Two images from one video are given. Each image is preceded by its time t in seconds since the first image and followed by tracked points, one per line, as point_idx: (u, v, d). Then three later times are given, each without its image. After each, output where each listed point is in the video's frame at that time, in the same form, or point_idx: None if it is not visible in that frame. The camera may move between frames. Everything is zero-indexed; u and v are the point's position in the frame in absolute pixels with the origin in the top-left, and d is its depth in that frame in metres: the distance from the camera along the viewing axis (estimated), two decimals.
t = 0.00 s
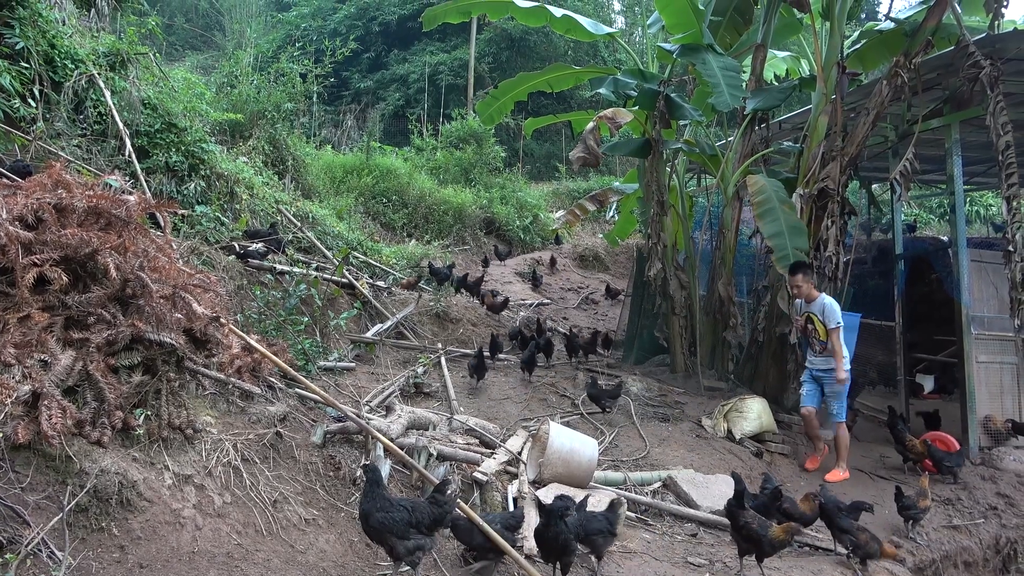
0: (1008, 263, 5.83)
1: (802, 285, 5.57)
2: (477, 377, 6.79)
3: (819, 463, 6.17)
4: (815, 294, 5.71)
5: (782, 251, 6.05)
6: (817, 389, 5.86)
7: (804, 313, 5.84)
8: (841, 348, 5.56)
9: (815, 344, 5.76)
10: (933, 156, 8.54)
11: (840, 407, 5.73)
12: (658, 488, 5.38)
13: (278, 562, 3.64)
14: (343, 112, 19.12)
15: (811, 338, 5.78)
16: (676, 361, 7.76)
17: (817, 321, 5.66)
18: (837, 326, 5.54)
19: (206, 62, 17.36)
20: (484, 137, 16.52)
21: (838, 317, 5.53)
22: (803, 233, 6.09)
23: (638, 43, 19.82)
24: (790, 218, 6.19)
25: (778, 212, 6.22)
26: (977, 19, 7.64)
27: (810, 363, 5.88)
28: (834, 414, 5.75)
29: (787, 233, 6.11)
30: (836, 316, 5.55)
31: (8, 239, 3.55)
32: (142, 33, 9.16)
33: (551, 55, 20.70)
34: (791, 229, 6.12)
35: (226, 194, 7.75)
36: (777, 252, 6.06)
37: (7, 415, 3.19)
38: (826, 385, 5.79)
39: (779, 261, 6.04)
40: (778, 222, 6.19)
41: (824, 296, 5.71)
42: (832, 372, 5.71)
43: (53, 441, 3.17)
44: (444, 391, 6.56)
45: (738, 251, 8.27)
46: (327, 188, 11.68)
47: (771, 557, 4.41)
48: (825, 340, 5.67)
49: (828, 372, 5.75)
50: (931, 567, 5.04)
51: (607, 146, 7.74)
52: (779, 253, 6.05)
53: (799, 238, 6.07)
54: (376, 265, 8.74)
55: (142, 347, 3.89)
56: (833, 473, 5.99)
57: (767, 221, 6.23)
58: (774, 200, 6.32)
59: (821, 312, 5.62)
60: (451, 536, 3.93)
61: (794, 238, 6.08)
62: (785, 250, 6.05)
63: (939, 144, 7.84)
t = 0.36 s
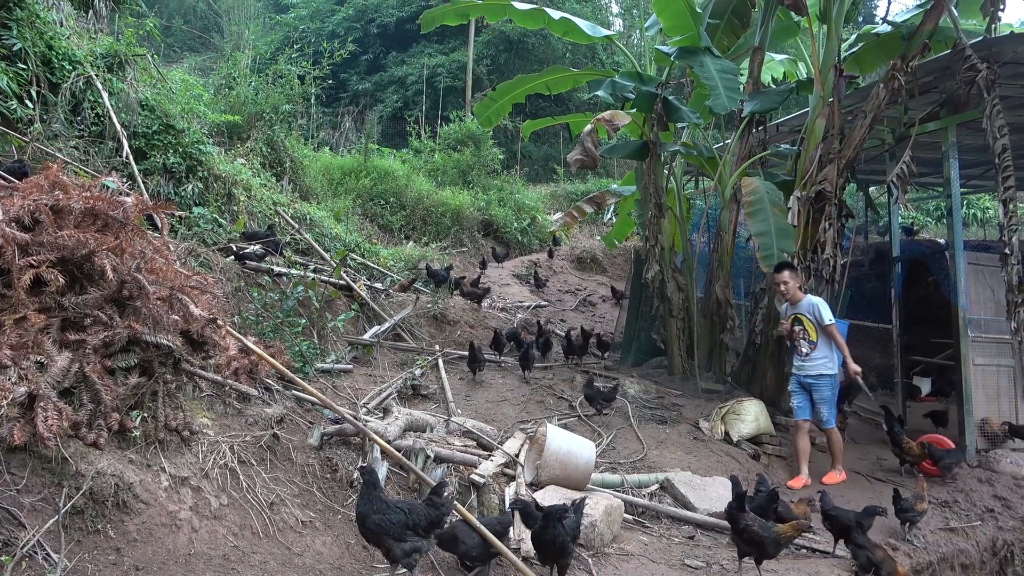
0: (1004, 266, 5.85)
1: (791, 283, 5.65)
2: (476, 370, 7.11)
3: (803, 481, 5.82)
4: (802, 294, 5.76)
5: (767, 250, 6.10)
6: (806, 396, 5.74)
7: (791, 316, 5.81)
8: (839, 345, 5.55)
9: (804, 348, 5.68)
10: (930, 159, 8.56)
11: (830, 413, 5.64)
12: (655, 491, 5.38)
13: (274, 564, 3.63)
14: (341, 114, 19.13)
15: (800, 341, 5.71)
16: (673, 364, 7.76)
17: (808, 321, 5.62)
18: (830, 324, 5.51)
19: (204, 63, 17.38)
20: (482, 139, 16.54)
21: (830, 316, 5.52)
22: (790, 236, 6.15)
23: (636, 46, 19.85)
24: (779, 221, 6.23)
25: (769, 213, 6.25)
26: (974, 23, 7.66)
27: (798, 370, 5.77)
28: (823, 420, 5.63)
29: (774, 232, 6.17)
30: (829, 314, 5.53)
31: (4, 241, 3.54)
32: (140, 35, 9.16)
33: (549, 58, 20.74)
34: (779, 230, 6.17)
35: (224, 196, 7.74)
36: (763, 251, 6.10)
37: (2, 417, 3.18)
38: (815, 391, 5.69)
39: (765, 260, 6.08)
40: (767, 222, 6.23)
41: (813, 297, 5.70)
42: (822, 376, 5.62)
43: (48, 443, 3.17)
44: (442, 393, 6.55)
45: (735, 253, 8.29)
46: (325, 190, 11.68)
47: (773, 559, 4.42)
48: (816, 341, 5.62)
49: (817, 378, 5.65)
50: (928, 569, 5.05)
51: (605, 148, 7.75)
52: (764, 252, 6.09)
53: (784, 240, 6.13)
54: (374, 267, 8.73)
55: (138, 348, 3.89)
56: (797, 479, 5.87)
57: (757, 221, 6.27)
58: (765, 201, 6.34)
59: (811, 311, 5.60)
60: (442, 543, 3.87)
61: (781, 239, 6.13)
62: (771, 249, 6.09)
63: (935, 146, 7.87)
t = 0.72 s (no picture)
0: (1002, 268, 5.87)
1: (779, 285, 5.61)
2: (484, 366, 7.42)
3: (800, 484, 5.89)
4: (789, 293, 5.77)
5: (761, 253, 6.15)
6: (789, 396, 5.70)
7: (776, 315, 5.80)
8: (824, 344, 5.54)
9: (788, 346, 5.66)
10: (928, 161, 8.58)
11: (811, 412, 5.57)
12: (653, 493, 5.38)
13: (272, 566, 3.62)
14: (339, 115, 19.15)
15: (784, 340, 5.70)
16: (671, 365, 7.77)
17: (793, 320, 5.62)
18: (816, 323, 5.50)
19: (203, 65, 17.42)
20: (481, 141, 16.56)
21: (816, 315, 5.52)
22: (785, 239, 6.18)
23: (635, 48, 19.89)
24: (775, 223, 6.25)
25: (764, 215, 6.26)
26: (972, 26, 7.69)
27: (782, 369, 5.75)
28: (804, 419, 5.57)
29: (768, 235, 6.20)
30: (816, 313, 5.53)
31: (1, 242, 3.54)
32: (139, 36, 9.16)
33: (548, 60, 20.79)
34: (773, 233, 6.21)
35: (222, 197, 7.74)
36: (757, 253, 6.16)
37: None
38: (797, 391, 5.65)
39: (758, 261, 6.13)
40: (762, 224, 6.25)
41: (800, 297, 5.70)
42: (805, 376, 5.58)
43: (45, 445, 3.16)
44: (440, 394, 6.54)
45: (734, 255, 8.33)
46: (324, 192, 11.68)
47: (772, 560, 4.42)
48: (801, 340, 5.60)
49: (800, 377, 5.61)
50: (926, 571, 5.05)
51: (603, 150, 7.75)
52: (758, 253, 6.15)
53: (779, 242, 6.18)
54: (372, 269, 8.73)
55: (136, 350, 3.87)
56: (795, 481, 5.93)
57: (751, 223, 6.28)
58: (761, 203, 6.35)
59: (798, 309, 5.61)
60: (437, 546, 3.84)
61: (775, 242, 6.18)
62: (765, 251, 6.15)
63: (933, 149, 7.89)
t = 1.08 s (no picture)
0: (1000, 269, 5.87)
1: (779, 287, 5.61)
2: (489, 365, 7.49)
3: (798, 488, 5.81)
4: (789, 298, 5.71)
5: (771, 255, 6.07)
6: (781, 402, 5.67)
7: (774, 318, 5.77)
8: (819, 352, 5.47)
9: (782, 351, 5.62)
10: (926, 162, 8.61)
11: (802, 421, 5.53)
12: (652, 495, 5.37)
13: (272, 569, 3.62)
14: (338, 118, 19.15)
15: (779, 344, 5.66)
16: (670, 367, 7.78)
17: (789, 325, 5.57)
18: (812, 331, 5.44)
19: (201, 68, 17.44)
20: (479, 143, 16.57)
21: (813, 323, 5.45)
22: (792, 240, 6.15)
23: (633, 50, 19.90)
24: (780, 225, 6.23)
25: (769, 218, 6.24)
26: (969, 27, 7.72)
27: (775, 375, 5.71)
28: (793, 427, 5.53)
29: (776, 238, 6.14)
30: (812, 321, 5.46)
31: None
32: (137, 39, 9.16)
33: (546, 62, 20.84)
34: (780, 235, 6.16)
35: (220, 200, 7.73)
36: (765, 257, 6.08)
37: None
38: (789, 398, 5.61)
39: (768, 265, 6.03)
40: (768, 227, 6.22)
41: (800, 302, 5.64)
42: (796, 383, 5.53)
43: (44, 448, 3.16)
44: (439, 397, 6.54)
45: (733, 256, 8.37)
46: (323, 194, 11.68)
47: (772, 562, 4.42)
48: (795, 347, 5.54)
49: (791, 384, 5.57)
50: (925, 572, 5.05)
51: (602, 152, 7.75)
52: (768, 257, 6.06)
53: (787, 244, 6.11)
54: (371, 271, 8.73)
55: (135, 353, 3.89)
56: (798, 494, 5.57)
57: (758, 226, 6.25)
58: (764, 206, 6.34)
59: (795, 315, 5.55)
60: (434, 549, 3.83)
61: (782, 244, 6.11)
62: (773, 255, 6.07)
63: (931, 150, 7.91)
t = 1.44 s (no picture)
0: (999, 270, 5.88)
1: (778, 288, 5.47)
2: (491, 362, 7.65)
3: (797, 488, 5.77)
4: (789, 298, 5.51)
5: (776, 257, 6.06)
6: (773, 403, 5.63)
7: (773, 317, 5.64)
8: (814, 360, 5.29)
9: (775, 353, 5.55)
10: (925, 164, 8.62)
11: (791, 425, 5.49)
12: (653, 497, 5.36)
13: (271, 571, 3.61)
14: (338, 120, 19.17)
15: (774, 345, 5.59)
16: (670, 369, 7.78)
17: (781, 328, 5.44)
18: (805, 339, 5.28)
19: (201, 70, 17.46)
20: (479, 145, 16.58)
21: (804, 330, 5.26)
22: (795, 241, 6.14)
23: (633, 52, 19.93)
24: (782, 226, 6.22)
25: (772, 220, 6.24)
26: (967, 29, 7.74)
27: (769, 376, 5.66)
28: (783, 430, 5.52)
29: (779, 240, 6.14)
30: (806, 328, 5.28)
31: None
32: (137, 41, 9.17)
33: (546, 64, 20.87)
34: (784, 237, 6.15)
35: (220, 202, 7.73)
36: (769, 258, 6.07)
37: None
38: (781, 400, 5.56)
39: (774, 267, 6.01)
40: (771, 229, 6.21)
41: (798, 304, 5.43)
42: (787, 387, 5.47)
43: (44, 450, 3.16)
44: (439, 399, 6.54)
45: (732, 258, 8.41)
46: (323, 196, 11.68)
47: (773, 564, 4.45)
48: (789, 351, 5.43)
49: (782, 387, 5.52)
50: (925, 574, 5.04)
51: (602, 154, 7.75)
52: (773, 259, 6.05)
53: (790, 245, 6.11)
54: (370, 273, 8.73)
55: (134, 355, 3.87)
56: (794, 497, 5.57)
57: (761, 229, 6.24)
58: (766, 207, 6.34)
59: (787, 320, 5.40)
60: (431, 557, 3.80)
61: (786, 245, 6.11)
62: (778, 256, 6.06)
63: (930, 152, 7.92)
